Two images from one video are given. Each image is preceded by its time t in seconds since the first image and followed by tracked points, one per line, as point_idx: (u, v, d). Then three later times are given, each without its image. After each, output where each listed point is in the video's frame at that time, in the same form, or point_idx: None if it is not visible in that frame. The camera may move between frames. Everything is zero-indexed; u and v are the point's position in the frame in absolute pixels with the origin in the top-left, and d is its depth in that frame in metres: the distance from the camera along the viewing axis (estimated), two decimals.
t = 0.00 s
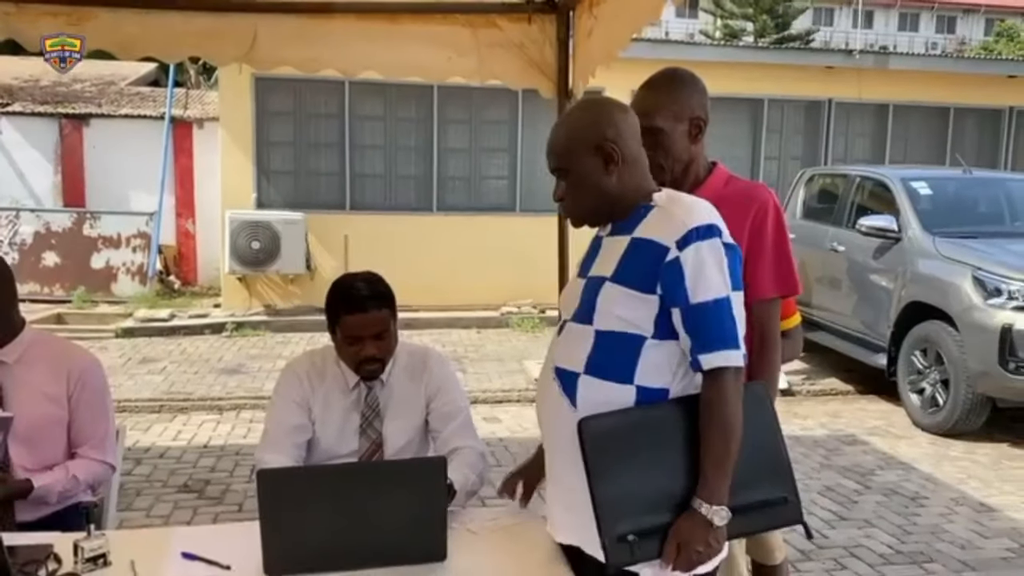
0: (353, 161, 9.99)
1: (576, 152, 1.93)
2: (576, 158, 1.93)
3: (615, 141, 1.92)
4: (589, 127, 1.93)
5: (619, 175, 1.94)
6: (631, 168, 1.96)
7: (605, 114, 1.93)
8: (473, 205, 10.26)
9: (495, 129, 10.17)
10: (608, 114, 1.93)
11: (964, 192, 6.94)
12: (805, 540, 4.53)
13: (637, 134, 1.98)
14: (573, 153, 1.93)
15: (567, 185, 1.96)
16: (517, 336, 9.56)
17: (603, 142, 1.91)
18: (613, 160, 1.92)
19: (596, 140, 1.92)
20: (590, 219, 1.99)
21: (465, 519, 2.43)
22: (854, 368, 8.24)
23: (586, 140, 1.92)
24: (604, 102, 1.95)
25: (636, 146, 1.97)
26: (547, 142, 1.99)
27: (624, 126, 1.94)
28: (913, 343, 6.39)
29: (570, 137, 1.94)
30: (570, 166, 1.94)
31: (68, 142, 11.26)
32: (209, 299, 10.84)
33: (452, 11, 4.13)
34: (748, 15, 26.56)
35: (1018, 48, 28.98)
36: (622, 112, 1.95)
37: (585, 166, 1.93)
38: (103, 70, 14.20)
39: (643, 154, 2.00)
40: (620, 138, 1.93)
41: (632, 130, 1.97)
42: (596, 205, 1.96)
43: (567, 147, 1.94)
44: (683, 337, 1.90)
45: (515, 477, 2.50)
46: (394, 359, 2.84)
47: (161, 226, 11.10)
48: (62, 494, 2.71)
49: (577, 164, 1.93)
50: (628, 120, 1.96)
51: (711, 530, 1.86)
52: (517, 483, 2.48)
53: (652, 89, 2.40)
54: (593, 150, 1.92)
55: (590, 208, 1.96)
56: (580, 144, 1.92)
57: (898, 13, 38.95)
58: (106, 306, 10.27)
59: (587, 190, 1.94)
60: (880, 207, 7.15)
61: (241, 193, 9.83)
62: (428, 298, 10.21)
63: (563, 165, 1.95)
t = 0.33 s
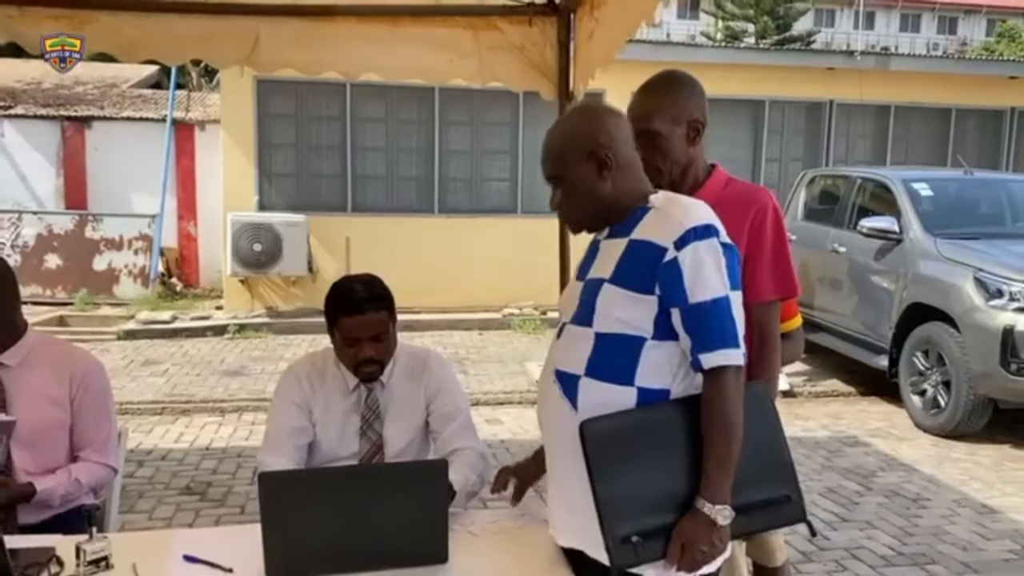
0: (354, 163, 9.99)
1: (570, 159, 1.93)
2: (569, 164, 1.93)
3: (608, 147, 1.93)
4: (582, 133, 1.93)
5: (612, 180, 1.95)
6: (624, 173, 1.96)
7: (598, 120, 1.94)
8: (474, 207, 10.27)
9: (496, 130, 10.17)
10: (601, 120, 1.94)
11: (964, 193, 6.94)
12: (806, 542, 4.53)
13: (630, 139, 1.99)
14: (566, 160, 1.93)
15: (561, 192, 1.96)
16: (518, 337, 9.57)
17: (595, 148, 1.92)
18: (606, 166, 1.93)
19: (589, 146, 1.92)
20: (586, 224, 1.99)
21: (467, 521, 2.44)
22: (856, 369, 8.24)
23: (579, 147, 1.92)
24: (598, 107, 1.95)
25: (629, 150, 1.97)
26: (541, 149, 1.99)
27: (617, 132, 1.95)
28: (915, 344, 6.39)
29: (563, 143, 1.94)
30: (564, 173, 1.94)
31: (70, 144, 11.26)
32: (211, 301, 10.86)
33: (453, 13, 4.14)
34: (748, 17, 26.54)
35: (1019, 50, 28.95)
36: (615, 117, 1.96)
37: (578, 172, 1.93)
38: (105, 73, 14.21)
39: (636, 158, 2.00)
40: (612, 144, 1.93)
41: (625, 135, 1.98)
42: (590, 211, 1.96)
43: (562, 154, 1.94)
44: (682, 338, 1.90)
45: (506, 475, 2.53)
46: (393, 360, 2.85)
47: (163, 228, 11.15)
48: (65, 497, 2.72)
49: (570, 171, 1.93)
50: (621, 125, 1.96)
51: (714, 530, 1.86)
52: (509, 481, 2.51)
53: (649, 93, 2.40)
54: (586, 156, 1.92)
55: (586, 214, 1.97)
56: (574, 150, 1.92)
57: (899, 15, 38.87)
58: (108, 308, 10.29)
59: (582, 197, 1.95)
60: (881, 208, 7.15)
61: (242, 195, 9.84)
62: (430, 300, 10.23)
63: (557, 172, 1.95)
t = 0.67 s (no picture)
0: (358, 165, 10.01)
1: (563, 164, 1.94)
2: (562, 170, 1.94)
3: (600, 152, 1.93)
4: (574, 138, 1.94)
5: (605, 185, 1.96)
6: (617, 177, 1.97)
7: (591, 125, 1.94)
8: (478, 208, 10.28)
9: (499, 131, 10.18)
10: (593, 125, 1.94)
11: (968, 193, 6.93)
12: (809, 542, 4.53)
13: (623, 143, 1.99)
14: (559, 165, 1.95)
15: (555, 197, 1.98)
16: (521, 338, 9.57)
17: (587, 153, 1.93)
18: (598, 171, 1.94)
19: (581, 152, 1.93)
20: (582, 228, 2.00)
21: (468, 522, 2.44)
22: (860, 369, 8.24)
23: (571, 152, 1.93)
24: (591, 112, 1.96)
25: (622, 154, 1.98)
26: (534, 153, 2.00)
27: (610, 137, 1.95)
28: (918, 345, 6.38)
29: (556, 148, 1.95)
30: (557, 177, 1.95)
31: (75, 146, 11.28)
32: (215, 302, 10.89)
33: (455, 15, 4.14)
34: (752, 17, 26.50)
35: None
36: (607, 121, 1.96)
37: (571, 177, 1.94)
38: (109, 74, 14.24)
39: (630, 161, 2.01)
40: (605, 149, 1.94)
41: (618, 138, 1.98)
42: (585, 215, 1.97)
43: (554, 159, 1.95)
44: (683, 338, 1.90)
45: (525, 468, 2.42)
46: (395, 359, 2.85)
47: (168, 229, 11.18)
48: (67, 505, 2.73)
49: (563, 176, 1.94)
50: (615, 129, 1.97)
51: (718, 529, 1.87)
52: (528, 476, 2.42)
53: (649, 93, 2.41)
54: (578, 162, 1.93)
55: (581, 218, 1.98)
56: (566, 155, 1.94)
57: (904, 15, 38.79)
58: (113, 310, 10.33)
59: (576, 201, 1.96)
60: (884, 209, 7.15)
61: (246, 196, 9.85)
62: (434, 301, 10.25)
63: (550, 178, 1.96)
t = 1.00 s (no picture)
0: (363, 165, 10.01)
1: (568, 163, 1.94)
2: (567, 169, 1.94)
3: (605, 151, 1.93)
4: (579, 138, 1.94)
5: (611, 184, 1.95)
6: (623, 177, 1.96)
7: (596, 124, 1.94)
8: (483, 208, 10.27)
9: (504, 131, 10.17)
10: (599, 124, 1.94)
11: (975, 193, 6.90)
12: (814, 542, 4.52)
13: (629, 142, 1.99)
14: (565, 165, 1.94)
15: (561, 197, 1.97)
16: (527, 338, 9.57)
17: (593, 152, 1.92)
18: (604, 170, 1.93)
19: (586, 150, 1.92)
20: (587, 227, 1.99)
21: (471, 522, 2.44)
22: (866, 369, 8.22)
23: (577, 151, 1.93)
24: (596, 111, 1.96)
25: (627, 153, 1.97)
26: (540, 153, 2.00)
27: (616, 136, 1.95)
28: (924, 345, 6.36)
29: (561, 148, 1.95)
30: (562, 177, 1.95)
31: (81, 146, 11.31)
32: (221, 302, 10.91)
33: (459, 14, 4.14)
34: (758, 16, 26.43)
35: None
36: (613, 120, 1.96)
37: (576, 176, 1.94)
38: (116, 75, 14.28)
39: (635, 160, 2.00)
40: (611, 148, 1.93)
41: (624, 137, 1.98)
42: (591, 214, 1.97)
43: (559, 159, 1.95)
44: (686, 338, 1.90)
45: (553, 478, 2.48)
46: (399, 360, 2.85)
47: (174, 229, 11.20)
48: (75, 508, 2.74)
49: (568, 175, 1.94)
50: (620, 127, 1.96)
51: (720, 530, 1.86)
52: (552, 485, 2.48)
53: (653, 92, 2.40)
54: (583, 161, 1.93)
55: (586, 218, 1.97)
56: (571, 155, 1.93)
57: (911, 14, 38.65)
58: (119, 310, 10.36)
59: (581, 200, 1.95)
60: (890, 208, 7.12)
61: (252, 196, 9.87)
62: (441, 301, 10.26)
63: (556, 177, 1.96)
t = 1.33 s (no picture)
0: (371, 164, 10.00)
1: (579, 160, 1.91)
2: (579, 167, 1.91)
3: (619, 149, 1.90)
4: (591, 135, 1.90)
5: (624, 182, 1.92)
6: (636, 175, 1.93)
7: (608, 121, 1.91)
8: (491, 207, 10.24)
9: (512, 129, 10.15)
10: (611, 121, 1.91)
11: (987, 192, 6.83)
12: (825, 544, 4.48)
13: (641, 139, 1.96)
14: (577, 162, 1.91)
15: (572, 195, 1.94)
16: (535, 338, 9.54)
17: (606, 149, 1.89)
18: (617, 168, 1.90)
19: (599, 148, 1.89)
20: (598, 226, 1.96)
21: (479, 524, 2.41)
22: (877, 369, 8.16)
23: (590, 148, 1.90)
24: (608, 108, 1.93)
25: (640, 151, 1.94)
26: (551, 150, 1.97)
27: (628, 133, 1.92)
28: (936, 345, 6.31)
29: (573, 145, 1.92)
30: (574, 175, 1.92)
31: (90, 145, 11.32)
32: (229, 301, 10.91)
33: (468, 12, 4.11)
34: (767, 14, 26.31)
35: None
36: (626, 117, 1.93)
37: (588, 174, 1.91)
38: (125, 74, 14.30)
39: (648, 157, 1.97)
40: (623, 145, 1.90)
41: (637, 135, 1.95)
42: (603, 213, 1.94)
43: (571, 157, 1.91)
44: (698, 340, 1.87)
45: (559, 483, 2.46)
46: (405, 360, 2.83)
47: (182, 228, 11.20)
48: (76, 509, 2.73)
49: (580, 173, 1.91)
50: (633, 125, 1.93)
51: (731, 534, 1.83)
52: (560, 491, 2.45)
53: (664, 90, 2.38)
54: (596, 158, 1.89)
55: (598, 217, 1.94)
56: (584, 152, 1.90)
57: (921, 12, 38.39)
58: (127, 308, 10.38)
59: (593, 198, 1.92)
60: (902, 208, 7.07)
61: (260, 195, 9.86)
62: (449, 300, 10.23)
63: (568, 174, 1.93)
